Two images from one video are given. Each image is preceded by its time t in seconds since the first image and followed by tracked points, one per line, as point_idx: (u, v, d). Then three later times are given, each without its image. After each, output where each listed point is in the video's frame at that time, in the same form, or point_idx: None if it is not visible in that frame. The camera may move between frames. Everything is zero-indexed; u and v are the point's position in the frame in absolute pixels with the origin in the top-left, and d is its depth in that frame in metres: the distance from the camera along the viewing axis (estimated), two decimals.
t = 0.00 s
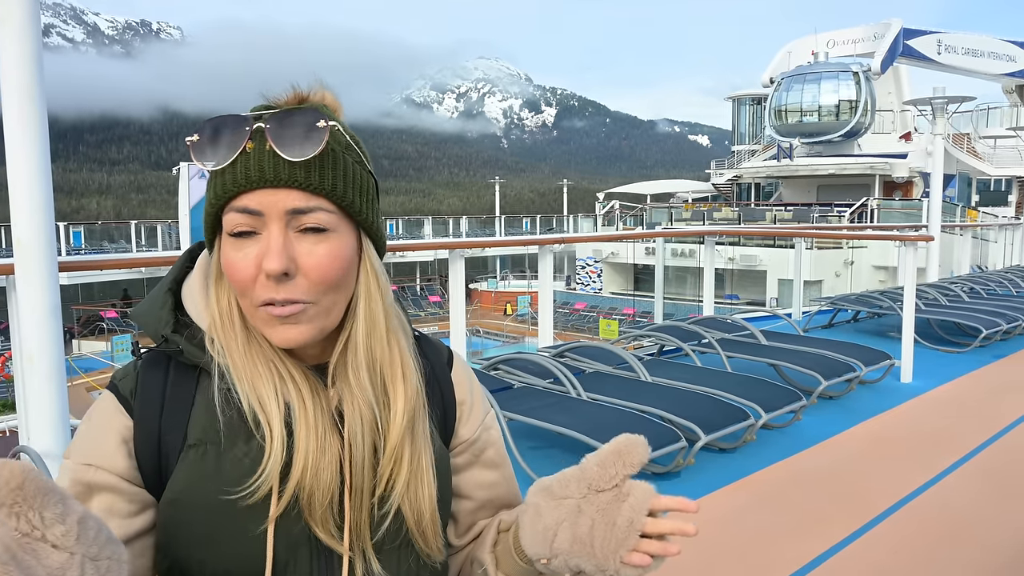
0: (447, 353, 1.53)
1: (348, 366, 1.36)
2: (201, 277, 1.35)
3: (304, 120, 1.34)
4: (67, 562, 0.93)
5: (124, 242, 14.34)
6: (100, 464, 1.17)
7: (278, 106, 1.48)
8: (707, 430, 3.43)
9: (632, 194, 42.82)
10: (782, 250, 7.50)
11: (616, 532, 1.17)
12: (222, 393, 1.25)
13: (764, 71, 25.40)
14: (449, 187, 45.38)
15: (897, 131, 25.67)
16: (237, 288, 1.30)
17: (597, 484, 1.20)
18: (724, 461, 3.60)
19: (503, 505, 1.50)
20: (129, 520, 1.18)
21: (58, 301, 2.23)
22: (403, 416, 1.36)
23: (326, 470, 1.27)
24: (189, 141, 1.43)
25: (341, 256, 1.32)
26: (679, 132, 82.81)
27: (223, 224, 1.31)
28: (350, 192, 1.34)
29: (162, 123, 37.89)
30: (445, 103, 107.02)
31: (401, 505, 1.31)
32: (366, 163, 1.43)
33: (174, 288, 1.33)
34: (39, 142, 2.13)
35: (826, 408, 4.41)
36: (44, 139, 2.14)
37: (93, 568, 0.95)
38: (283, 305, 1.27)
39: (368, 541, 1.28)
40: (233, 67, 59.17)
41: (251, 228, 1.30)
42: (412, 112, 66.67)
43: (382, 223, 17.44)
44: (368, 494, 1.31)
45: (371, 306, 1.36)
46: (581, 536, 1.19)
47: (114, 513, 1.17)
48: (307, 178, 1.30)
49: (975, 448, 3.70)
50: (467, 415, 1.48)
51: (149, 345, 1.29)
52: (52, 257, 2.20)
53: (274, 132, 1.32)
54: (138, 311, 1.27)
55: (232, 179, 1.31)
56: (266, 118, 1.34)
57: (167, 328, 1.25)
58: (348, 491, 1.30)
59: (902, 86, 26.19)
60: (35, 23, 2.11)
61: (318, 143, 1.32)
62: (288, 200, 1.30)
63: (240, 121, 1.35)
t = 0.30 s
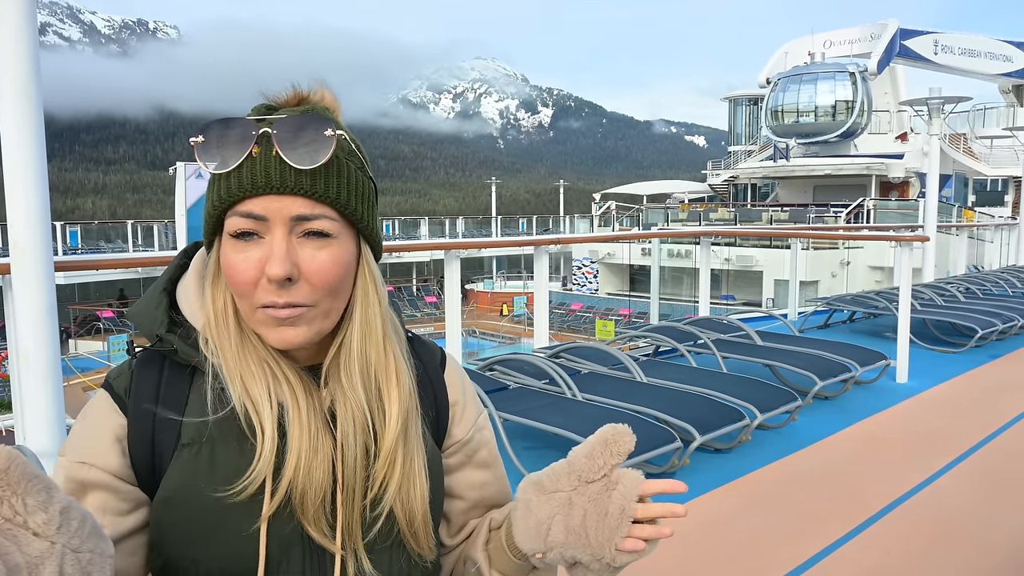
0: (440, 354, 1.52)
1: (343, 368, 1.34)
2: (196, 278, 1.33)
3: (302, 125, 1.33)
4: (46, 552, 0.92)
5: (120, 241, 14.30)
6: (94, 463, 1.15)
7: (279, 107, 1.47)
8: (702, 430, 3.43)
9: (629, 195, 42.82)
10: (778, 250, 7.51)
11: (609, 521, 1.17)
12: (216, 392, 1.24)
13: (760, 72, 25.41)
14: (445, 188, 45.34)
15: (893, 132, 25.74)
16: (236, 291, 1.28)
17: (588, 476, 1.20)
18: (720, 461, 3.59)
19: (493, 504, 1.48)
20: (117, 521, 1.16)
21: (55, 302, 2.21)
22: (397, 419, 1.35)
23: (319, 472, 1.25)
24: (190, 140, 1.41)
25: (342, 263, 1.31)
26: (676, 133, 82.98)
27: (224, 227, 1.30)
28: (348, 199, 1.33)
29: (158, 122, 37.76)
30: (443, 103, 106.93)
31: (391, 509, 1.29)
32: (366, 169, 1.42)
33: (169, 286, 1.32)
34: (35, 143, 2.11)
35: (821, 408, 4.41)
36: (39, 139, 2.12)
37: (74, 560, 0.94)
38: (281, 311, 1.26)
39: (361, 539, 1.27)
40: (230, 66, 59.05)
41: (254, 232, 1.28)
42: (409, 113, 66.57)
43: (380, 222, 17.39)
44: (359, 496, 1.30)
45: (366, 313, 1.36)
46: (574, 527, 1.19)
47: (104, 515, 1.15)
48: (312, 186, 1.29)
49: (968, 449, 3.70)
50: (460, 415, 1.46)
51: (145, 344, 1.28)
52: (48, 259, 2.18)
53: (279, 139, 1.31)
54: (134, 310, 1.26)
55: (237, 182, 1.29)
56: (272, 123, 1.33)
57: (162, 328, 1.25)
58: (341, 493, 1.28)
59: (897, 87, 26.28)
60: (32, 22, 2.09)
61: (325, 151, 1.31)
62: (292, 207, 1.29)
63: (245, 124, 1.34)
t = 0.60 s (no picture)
0: (433, 353, 1.48)
1: (334, 366, 1.32)
2: (189, 278, 1.32)
3: (295, 126, 1.32)
4: (41, 545, 0.92)
5: (117, 241, 14.23)
6: (84, 463, 1.15)
7: (272, 107, 1.46)
8: (698, 429, 3.43)
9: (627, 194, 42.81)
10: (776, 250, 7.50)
11: (595, 519, 1.17)
12: (209, 391, 1.23)
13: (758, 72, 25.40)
14: (442, 187, 45.26)
15: (890, 131, 25.76)
16: (230, 291, 1.27)
17: (574, 473, 1.20)
18: (715, 460, 3.59)
19: (484, 503, 1.48)
20: (112, 518, 1.17)
21: (50, 302, 2.21)
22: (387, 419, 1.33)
23: (309, 472, 1.25)
24: (186, 141, 1.41)
25: (336, 262, 1.30)
26: (673, 132, 83.04)
27: (219, 228, 1.29)
28: (339, 196, 1.32)
29: (154, 122, 37.64)
30: (440, 102, 106.83)
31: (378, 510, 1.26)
32: (359, 168, 1.41)
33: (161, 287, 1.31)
34: (31, 143, 2.11)
35: (818, 407, 4.41)
36: (36, 140, 2.11)
37: (69, 554, 0.94)
38: (274, 311, 1.25)
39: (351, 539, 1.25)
40: (226, 66, 58.83)
41: (248, 231, 1.28)
42: (406, 113, 66.48)
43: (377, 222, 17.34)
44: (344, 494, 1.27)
45: (354, 309, 1.33)
46: (562, 524, 1.18)
47: (98, 513, 1.16)
48: (306, 186, 1.29)
49: (965, 448, 3.71)
50: (452, 414, 1.43)
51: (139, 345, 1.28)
52: (45, 259, 2.18)
53: (274, 139, 1.31)
54: (125, 311, 1.26)
55: (233, 183, 1.29)
56: (267, 124, 1.33)
57: (154, 328, 1.24)
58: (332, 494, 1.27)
59: (895, 87, 26.29)
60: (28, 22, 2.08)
61: (319, 151, 1.31)
62: (287, 206, 1.28)
63: (239, 125, 1.33)
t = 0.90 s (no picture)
0: (431, 351, 1.48)
1: (335, 362, 1.31)
2: (190, 274, 1.31)
3: (296, 123, 1.32)
4: (39, 533, 0.91)
5: (114, 240, 14.21)
6: (84, 461, 1.15)
7: (261, 106, 1.45)
8: (696, 428, 3.44)
9: (624, 193, 42.86)
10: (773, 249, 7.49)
11: (591, 517, 1.17)
12: (211, 388, 1.23)
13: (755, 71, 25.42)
14: (439, 186, 45.26)
15: (887, 130, 25.80)
16: (234, 287, 1.27)
17: (568, 472, 1.19)
18: (712, 459, 3.59)
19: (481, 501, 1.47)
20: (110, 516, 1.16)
21: (48, 301, 2.20)
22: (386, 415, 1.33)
23: (310, 467, 1.25)
24: (184, 138, 1.40)
25: (340, 257, 1.30)
26: (671, 131, 83.11)
27: (221, 224, 1.28)
28: (340, 188, 1.32)
29: (151, 121, 37.68)
30: (437, 101, 106.81)
31: (378, 507, 1.26)
32: (356, 164, 1.41)
33: (158, 285, 1.30)
34: (28, 142, 2.10)
35: (815, 406, 4.42)
36: (33, 139, 2.11)
37: (68, 545, 0.93)
38: (285, 304, 1.25)
39: (361, 531, 1.25)
40: (223, 65, 58.71)
41: (252, 227, 1.27)
42: (404, 111, 66.46)
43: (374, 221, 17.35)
44: (341, 490, 1.27)
45: (353, 304, 1.34)
46: (557, 524, 1.18)
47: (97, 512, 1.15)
48: (311, 180, 1.29)
49: (962, 447, 3.72)
50: (449, 412, 1.42)
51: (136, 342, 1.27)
52: (42, 258, 2.17)
53: (276, 135, 1.30)
54: (122, 308, 1.25)
55: (236, 178, 1.28)
56: (268, 120, 1.33)
57: (152, 326, 1.23)
58: (332, 490, 1.26)
59: (892, 86, 26.31)
60: (24, 21, 2.07)
61: (323, 146, 1.31)
62: (292, 200, 1.28)
63: (239, 120, 1.33)
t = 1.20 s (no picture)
0: (439, 347, 1.48)
1: (343, 353, 1.31)
2: (199, 269, 1.31)
3: (300, 116, 1.33)
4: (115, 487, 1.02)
5: (112, 237, 14.23)
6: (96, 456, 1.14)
7: (262, 105, 1.44)
8: (693, 426, 3.44)
9: (622, 191, 42.91)
10: (771, 246, 7.48)
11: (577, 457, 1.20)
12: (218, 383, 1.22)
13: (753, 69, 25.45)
14: (437, 183, 45.26)
15: (886, 129, 25.81)
16: (243, 280, 1.26)
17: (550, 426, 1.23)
18: (711, 457, 3.60)
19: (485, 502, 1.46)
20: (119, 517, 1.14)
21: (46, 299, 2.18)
22: (394, 408, 1.32)
23: (319, 461, 1.23)
24: (189, 135, 1.39)
25: (349, 246, 1.30)
26: (668, 129, 83.14)
27: (230, 218, 1.28)
28: (346, 178, 1.32)
29: (148, 118, 37.69)
30: (435, 98, 106.78)
31: (386, 502, 1.25)
32: (361, 156, 1.41)
33: (170, 281, 1.30)
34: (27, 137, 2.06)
35: (813, 405, 4.43)
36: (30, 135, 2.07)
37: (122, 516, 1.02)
38: (294, 294, 1.25)
39: (374, 525, 1.24)
40: (220, 62, 58.61)
41: (260, 219, 1.27)
42: (401, 109, 66.42)
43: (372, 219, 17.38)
44: (350, 481, 1.25)
45: (361, 296, 1.33)
46: (555, 483, 1.21)
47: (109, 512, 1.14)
48: (318, 170, 1.29)
49: (959, 445, 3.72)
50: (458, 409, 1.43)
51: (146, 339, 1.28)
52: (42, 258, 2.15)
53: (281, 125, 1.31)
54: (134, 304, 1.26)
55: (245, 170, 1.27)
56: (273, 113, 1.33)
57: (163, 322, 1.24)
58: (341, 482, 1.25)
59: (890, 85, 26.32)
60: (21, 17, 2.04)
61: (329, 137, 1.31)
62: (300, 191, 1.28)
63: (245, 115, 1.33)
